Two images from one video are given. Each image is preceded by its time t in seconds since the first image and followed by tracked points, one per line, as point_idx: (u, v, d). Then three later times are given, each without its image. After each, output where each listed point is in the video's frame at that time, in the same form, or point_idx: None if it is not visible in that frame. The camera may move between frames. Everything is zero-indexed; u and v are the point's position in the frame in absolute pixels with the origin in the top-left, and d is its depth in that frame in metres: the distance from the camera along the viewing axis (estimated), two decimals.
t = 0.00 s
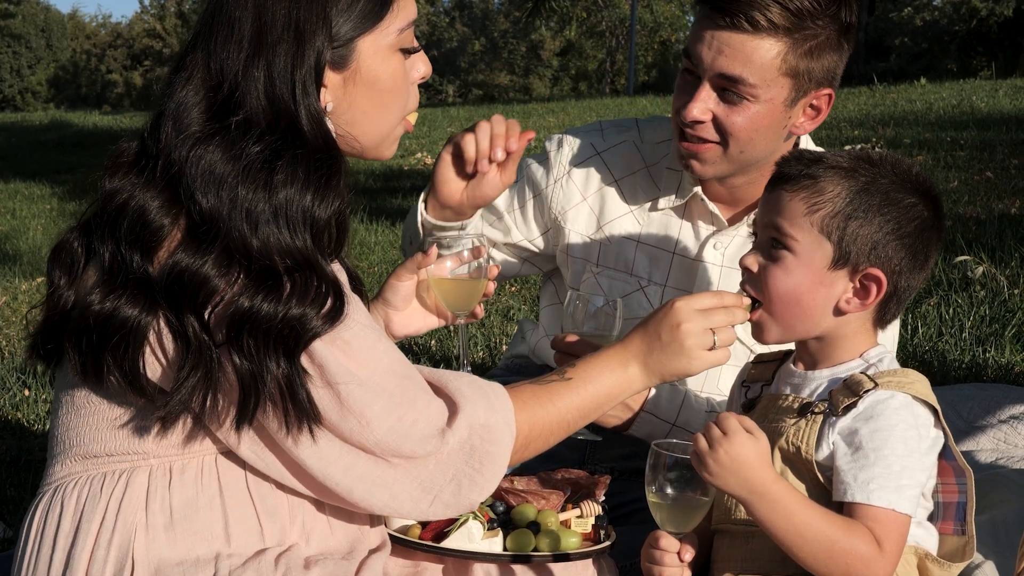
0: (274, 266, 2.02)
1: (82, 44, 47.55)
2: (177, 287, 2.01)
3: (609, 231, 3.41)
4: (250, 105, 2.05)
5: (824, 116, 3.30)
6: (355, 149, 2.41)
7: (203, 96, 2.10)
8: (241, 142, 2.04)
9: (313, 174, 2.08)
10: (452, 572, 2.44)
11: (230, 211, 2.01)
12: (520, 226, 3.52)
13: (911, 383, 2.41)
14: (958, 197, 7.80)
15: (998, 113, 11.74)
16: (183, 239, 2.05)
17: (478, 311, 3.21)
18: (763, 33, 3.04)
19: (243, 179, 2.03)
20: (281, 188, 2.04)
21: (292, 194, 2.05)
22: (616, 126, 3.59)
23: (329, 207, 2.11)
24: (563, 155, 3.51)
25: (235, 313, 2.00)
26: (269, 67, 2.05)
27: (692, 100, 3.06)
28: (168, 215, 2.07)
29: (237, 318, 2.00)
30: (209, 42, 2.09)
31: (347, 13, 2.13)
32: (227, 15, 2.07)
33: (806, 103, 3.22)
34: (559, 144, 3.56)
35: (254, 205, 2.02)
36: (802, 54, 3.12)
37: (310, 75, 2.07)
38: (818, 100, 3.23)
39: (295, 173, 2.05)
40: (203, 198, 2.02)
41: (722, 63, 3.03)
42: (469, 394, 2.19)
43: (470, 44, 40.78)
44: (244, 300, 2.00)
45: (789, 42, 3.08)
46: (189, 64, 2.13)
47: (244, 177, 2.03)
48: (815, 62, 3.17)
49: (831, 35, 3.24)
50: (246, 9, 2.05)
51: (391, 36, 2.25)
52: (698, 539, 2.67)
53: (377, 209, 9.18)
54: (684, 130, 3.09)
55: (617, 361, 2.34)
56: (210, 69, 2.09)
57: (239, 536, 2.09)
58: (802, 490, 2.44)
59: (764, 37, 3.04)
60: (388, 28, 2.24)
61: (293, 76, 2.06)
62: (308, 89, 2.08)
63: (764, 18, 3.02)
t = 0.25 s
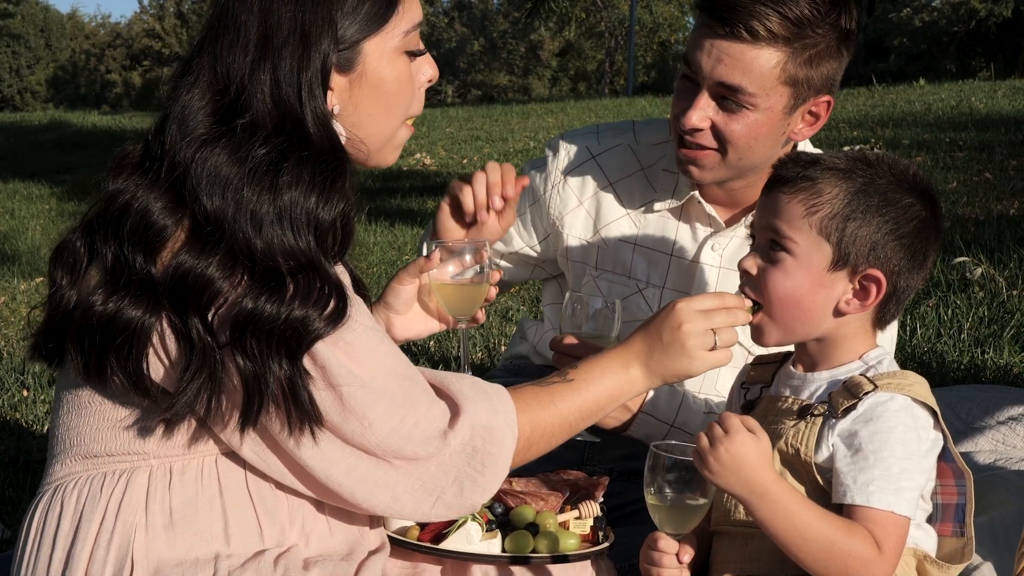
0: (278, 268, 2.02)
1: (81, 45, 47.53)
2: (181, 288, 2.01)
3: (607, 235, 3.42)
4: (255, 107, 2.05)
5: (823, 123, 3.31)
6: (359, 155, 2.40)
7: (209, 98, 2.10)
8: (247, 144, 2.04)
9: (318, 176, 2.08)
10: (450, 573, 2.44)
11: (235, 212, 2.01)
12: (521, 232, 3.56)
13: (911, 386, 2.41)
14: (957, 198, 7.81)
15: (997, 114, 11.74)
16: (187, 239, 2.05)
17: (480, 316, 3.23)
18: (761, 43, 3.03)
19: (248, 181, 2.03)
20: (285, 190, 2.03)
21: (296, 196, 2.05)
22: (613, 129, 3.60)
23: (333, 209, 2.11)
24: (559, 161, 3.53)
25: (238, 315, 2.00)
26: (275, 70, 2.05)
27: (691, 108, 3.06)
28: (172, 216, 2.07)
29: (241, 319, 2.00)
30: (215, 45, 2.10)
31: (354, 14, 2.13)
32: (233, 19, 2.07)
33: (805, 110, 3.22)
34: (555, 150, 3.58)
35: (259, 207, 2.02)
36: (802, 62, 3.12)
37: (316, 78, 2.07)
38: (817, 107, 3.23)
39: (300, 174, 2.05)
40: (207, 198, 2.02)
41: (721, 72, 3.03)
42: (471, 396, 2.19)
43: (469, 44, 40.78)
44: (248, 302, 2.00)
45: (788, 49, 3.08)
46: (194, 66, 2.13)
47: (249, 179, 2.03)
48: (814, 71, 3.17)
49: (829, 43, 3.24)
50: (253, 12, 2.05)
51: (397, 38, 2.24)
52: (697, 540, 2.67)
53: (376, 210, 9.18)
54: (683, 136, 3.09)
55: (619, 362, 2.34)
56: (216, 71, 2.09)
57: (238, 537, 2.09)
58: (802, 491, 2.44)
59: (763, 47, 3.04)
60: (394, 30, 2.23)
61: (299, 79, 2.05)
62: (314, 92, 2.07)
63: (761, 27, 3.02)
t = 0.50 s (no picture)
0: (280, 266, 2.02)
1: (79, 44, 47.50)
2: (184, 286, 2.01)
3: (603, 236, 3.43)
4: (259, 106, 2.06)
5: (818, 123, 3.31)
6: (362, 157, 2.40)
7: (212, 97, 2.10)
8: (249, 142, 2.04)
9: (321, 176, 2.08)
10: (448, 573, 2.44)
11: (238, 210, 2.02)
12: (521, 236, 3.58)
13: (908, 386, 2.42)
14: (955, 199, 7.81)
15: (996, 114, 11.74)
16: (190, 237, 2.05)
17: (482, 319, 3.24)
18: (755, 48, 3.02)
19: (250, 179, 2.03)
20: (288, 189, 2.04)
21: (299, 195, 2.05)
22: (609, 130, 3.61)
23: (336, 209, 2.11)
24: (555, 163, 3.56)
25: (241, 313, 2.00)
26: (278, 69, 2.05)
27: (687, 113, 3.06)
28: (175, 214, 2.07)
29: (243, 318, 2.00)
30: (219, 44, 2.11)
31: (359, 13, 2.14)
32: (237, 18, 2.08)
33: (800, 111, 3.22)
34: (552, 153, 3.60)
35: (262, 207, 2.02)
36: (797, 65, 3.12)
37: (319, 77, 2.07)
38: (812, 108, 3.24)
39: (303, 173, 2.05)
40: (210, 197, 2.03)
41: (716, 77, 3.02)
42: (471, 396, 2.20)
43: (468, 45, 40.78)
44: (251, 300, 2.00)
45: (784, 52, 3.08)
46: (199, 66, 2.14)
47: (251, 177, 2.03)
48: (808, 74, 3.17)
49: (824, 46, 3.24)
50: (256, 11, 2.06)
51: (401, 39, 2.24)
52: (695, 540, 2.67)
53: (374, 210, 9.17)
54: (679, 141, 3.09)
55: (618, 361, 2.34)
56: (220, 70, 2.10)
57: (238, 536, 2.09)
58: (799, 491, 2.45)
59: (757, 52, 3.02)
60: (398, 31, 2.23)
61: (302, 78, 2.06)
62: (316, 91, 2.08)
63: (754, 32, 3.01)
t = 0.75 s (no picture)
0: (281, 266, 2.02)
1: (78, 44, 47.46)
2: (185, 285, 2.01)
3: (600, 235, 3.44)
4: (259, 105, 2.06)
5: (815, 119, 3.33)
6: (362, 158, 2.41)
7: (214, 96, 2.11)
8: (250, 141, 2.05)
9: (321, 176, 2.08)
10: (446, 573, 2.44)
11: (239, 209, 2.02)
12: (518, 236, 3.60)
13: (906, 387, 2.42)
14: (952, 200, 7.81)
15: (993, 115, 11.76)
16: (191, 236, 2.06)
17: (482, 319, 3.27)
18: (751, 50, 3.02)
19: (251, 178, 2.03)
20: (289, 189, 2.04)
21: (299, 195, 2.05)
22: (605, 130, 3.61)
23: (337, 209, 2.11)
24: (552, 162, 3.55)
25: (242, 312, 2.00)
26: (279, 68, 2.06)
27: (685, 118, 3.05)
28: (176, 212, 2.07)
29: (244, 318, 2.00)
30: (222, 43, 2.12)
31: (362, 12, 2.14)
32: (239, 18, 2.09)
33: (797, 109, 3.23)
34: (548, 153, 3.60)
35: (262, 207, 2.03)
36: (794, 65, 3.12)
37: (320, 76, 2.08)
38: (808, 105, 3.25)
39: (303, 173, 2.06)
40: (211, 195, 2.03)
41: (712, 81, 3.01)
42: (468, 397, 2.21)
43: (466, 45, 40.78)
44: (251, 300, 2.01)
45: (781, 52, 3.08)
46: (201, 65, 2.15)
47: (252, 176, 2.03)
48: (804, 74, 3.17)
49: (818, 44, 3.24)
50: (258, 11, 2.07)
51: (402, 41, 2.24)
52: (692, 540, 2.68)
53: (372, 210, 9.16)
54: (679, 146, 3.08)
55: (616, 360, 2.35)
56: (222, 69, 2.11)
57: (237, 536, 2.09)
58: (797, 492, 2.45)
59: (753, 53, 3.02)
60: (399, 33, 2.23)
61: (303, 78, 2.06)
62: (317, 91, 2.08)
63: (748, 33, 3.00)
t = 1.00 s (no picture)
0: (282, 267, 2.02)
1: (77, 44, 47.44)
2: (186, 283, 2.01)
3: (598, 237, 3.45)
4: (261, 105, 2.06)
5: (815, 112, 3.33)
6: (362, 160, 2.40)
7: (217, 95, 2.11)
8: (251, 141, 2.05)
9: (322, 177, 2.08)
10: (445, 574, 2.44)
11: (240, 208, 2.02)
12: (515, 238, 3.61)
13: (905, 388, 2.42)
14: (952, 200, 7.82)
15: (992, 115, 11.77)
16: (192, 235, 2.05)
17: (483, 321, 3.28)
18: (754, 53, 3.00)
19: (253, 178, 2.03)
20: (290, 189, 2.04)
21: (300, 195, 2.05)
22: (603, 131, 3.60)
23: (338, 210, 2.11)
24: (551, 164, 3.56)
25: (243, 312, 2.00)
26: (281, 68, 2.06)
27: (692, 126, 3.03)
28: (177, 211, 2.07)
29: (245, 318, 2.00)
30: (224, 43, 2.12)
31: (365, 12, 2.14)
32: (243, 17, 2.09)
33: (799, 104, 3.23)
34: (547, 155, 3.61)
35: (263, 207, 2.03)
36: (796, 64, 3.11)
37: (321, 77, 2.08)
38: (808, 100, 3.25)
39: (304, 173, 2.05)
40: (213, 194, 2.03)
41: (718, 89, 3.00)
42: (468, 396, 2.20)
43: (466, 45, 40.78)
44: (252, 300, 2.00)
45: (784, 53, 3.07)
46: (204, 64, 2.15)
47: (253, 176, 2.03)
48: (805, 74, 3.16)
49: (816, 40, 3.24)
50: (261, 11, 2.07)
51: (404, 44, 2.24)
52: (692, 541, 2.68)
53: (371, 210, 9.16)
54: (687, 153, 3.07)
55: (614, 355, 2.35)
56: (224, 69, 2.11)
57: (236, 536, 2.09)
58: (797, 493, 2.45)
59: (756, 57, 3.00)
60: (401, 35, 2.22)
61: (304, 78, 2.06)
62: (318, 91, 2.08)
63: (746, 36, 2.98)
